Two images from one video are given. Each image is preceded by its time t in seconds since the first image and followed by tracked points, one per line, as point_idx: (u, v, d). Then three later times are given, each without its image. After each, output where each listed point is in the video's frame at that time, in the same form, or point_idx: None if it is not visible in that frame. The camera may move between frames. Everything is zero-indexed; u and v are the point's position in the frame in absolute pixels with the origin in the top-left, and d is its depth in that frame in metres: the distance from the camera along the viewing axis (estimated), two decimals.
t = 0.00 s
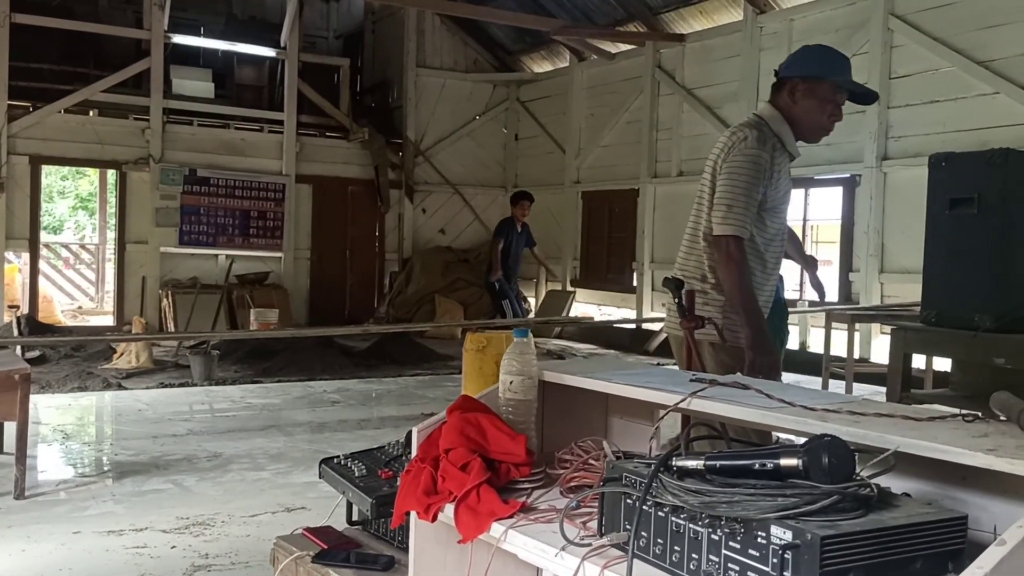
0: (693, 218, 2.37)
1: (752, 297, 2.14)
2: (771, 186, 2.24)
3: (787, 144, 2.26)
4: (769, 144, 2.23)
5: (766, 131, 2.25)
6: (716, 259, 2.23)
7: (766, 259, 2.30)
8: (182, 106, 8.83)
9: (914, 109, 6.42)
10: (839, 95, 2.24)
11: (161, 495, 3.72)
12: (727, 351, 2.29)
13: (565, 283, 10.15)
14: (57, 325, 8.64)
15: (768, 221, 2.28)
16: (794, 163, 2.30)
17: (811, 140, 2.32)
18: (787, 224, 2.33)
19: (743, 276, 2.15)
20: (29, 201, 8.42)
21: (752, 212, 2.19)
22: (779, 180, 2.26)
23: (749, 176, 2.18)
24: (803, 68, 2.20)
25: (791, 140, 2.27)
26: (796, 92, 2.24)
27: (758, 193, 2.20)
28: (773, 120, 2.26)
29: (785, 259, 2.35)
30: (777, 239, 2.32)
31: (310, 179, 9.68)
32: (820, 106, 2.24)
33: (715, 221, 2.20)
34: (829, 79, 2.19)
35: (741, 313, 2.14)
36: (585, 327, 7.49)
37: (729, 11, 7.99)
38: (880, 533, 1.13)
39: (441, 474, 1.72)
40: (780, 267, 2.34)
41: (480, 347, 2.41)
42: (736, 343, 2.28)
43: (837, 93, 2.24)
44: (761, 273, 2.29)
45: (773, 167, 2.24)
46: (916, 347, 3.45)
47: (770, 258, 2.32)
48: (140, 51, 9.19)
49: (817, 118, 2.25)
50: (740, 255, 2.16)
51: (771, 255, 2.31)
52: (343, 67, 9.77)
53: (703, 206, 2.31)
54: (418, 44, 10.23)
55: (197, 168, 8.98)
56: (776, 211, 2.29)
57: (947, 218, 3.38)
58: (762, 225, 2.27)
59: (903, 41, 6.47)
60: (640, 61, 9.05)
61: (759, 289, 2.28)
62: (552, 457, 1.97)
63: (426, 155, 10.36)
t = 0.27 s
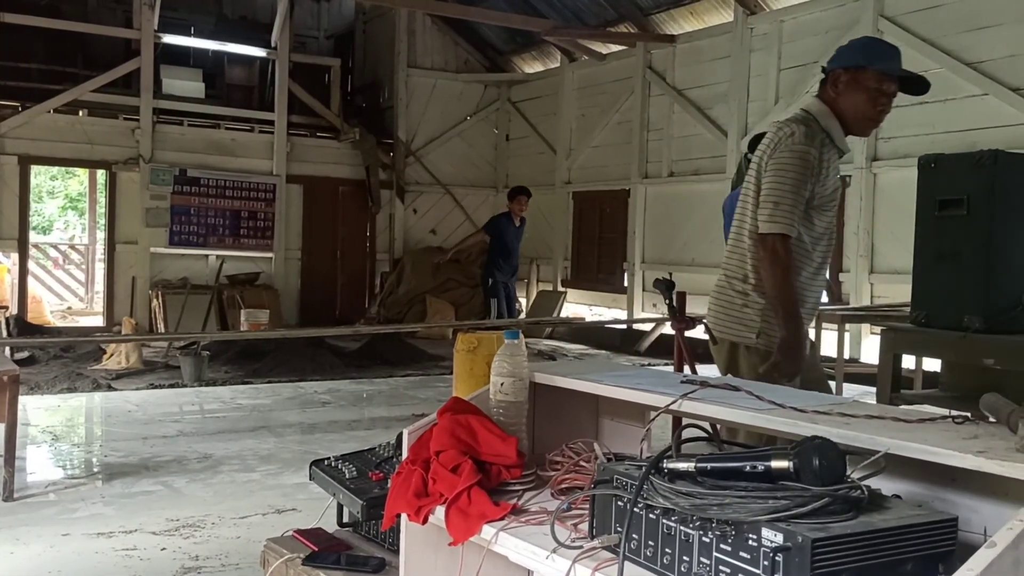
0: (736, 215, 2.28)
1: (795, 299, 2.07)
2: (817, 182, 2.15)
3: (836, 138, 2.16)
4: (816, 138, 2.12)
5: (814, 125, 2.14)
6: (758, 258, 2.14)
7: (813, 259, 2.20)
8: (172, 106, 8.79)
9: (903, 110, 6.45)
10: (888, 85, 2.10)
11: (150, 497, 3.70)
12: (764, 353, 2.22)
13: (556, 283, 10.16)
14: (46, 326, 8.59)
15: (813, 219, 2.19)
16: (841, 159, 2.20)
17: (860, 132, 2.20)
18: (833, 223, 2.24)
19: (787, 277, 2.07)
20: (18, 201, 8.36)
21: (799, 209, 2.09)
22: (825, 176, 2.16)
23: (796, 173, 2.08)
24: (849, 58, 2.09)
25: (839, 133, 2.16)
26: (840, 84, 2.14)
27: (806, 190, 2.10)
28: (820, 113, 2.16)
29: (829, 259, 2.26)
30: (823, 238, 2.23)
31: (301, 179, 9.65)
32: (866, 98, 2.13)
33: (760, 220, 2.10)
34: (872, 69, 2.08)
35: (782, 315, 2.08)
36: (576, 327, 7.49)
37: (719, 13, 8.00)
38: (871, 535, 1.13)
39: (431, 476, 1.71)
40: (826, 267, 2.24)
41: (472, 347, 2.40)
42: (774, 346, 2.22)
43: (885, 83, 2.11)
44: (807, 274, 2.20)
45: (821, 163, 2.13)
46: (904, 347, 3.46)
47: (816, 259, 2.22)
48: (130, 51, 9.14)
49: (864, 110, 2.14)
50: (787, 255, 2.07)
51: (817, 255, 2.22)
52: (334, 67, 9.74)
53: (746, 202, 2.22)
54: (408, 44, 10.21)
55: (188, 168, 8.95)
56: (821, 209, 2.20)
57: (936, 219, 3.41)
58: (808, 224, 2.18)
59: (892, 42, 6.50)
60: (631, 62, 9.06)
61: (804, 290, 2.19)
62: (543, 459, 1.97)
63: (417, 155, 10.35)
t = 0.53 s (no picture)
0: (798, 221, 2.38)
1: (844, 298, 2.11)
2: (869, 182, 2.20)
3: (890, 139, 2.22)
4: (867, 139, 2.20)
5: (865, 128, 2.21)
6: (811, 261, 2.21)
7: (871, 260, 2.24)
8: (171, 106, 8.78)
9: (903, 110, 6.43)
10: (943, 81, 2.15)
11: (148, 498, 3.69)
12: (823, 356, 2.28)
13: (555, 283, 10.14)
14: (44, 327, 8.57)
15: (870, 220, 2.24)
16: (897, 159, 2.25)
17: (919, 131, 2.25)
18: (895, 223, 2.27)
19: (834, 279, 2.12)
20: (16, 202, 8.35)
21: (848, 209, 2.15)
22: (879, 176, 2.21)
23: (842, 173, 2.15)
24: (900, 59, 2.17)
25: (895, 134, 2.23)
26: (893, 84, 2.21)
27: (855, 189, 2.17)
28: (874, 116, 2.23)
29: (894, 258, 2.28)
30: (883, 239, 2.26)
31: (299, 180, 9.63)
32: (921, 96, 2.18)
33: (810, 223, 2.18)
34: (924, 66, 2.14)
35: (832, 317, 2.11)
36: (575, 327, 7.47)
37: (718, 13, 7.99)
38: (873, 539, 1.11)
39: (430, 479, 1.70)
40: (888, 269, 2.26)
41: (470, 348, 2.40)
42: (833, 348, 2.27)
43: (941, 79, 2.15)
44: (864, 275, 2.23)
45: (872, 163, 2.19)
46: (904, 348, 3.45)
47: (876, 260, 2.25)
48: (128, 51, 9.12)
49: (919, 108, 2.19)
50: (835, 256, 2.13)
51: (877, 256, 2.25)
52: (332, 67, 9.72)
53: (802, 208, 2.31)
54: (407, 44, 10.19)
55: (186, 169, 8.93)
56: (878, 208, 2.24)
57: (937, 220, 3.41)
58: (862, 224, 2.23)
59: (891, 42, 6.49)
60: (630, 62, 9.05)
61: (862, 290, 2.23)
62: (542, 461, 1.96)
63: (415, 155, 10.34)
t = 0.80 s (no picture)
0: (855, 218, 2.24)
1: (901, 291, 1.95)
2: (927, 172, 2.05)
3: (949, 128, 2.06)
4: (922, 129, 2.04)
5: (920, 118, 2.07)
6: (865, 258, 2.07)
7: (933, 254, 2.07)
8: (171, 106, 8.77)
9: (904, 109, 6.42)
10: (1004, 68, 1.98)
11: (148, 498, 3.68)
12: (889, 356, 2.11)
13: (555, 283, 10.13)
14: (44, 326, 8.56)
15: (931, 212, 2.07)
16: (959, 148, 2.08)
17: (980, 121, 2.09)
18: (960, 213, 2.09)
19: (889, 270, 1.97)
20: (16, 202, 8.34)
21: (903, 201, 2.01)
22: (937, 165, 2.06)
23: (894, 164, 2.01)
24: (957, 46, 2.03)
25: (955, 123, 2.06)
26: (952, 74, 2.06)
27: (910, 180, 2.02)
28: (933, 107, 2.08)
29: (960, 249, 2.10)
30: (948, 231, 2.08)
31: (299, 179, 9.62)
32: (981, 84, 2.02)
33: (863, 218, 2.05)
34: (982, 53, 1.98)
35: (889, 309, 1.96)
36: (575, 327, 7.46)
37: (718, 12, 7.99)
38: (880, 537, 1.11)
39: (431, 477, 1.69)
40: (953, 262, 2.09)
41: (471, 347, 2.38)
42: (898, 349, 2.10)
43: (1001, 65, 1.99)
44: (926, 270, 2.07)
45: (928, 152, 2.04)
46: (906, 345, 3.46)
47: (939, 253, 2.08)
48: (128, 50, 9.11)
49: (980, 98, 2.04)
50: (889, 249, 1.99)
51: (939, 249, 2.08)
52: (332, 66, 9.71)
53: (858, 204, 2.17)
54: (407, 43, 10.18)
55: (186, 168, 8.91)
56: (940, 197, 2.07)
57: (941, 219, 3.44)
58: (921, 217, 2.07)
59: (892, 42, 6.48)
60: (630, 61, 9.04)
61: (923, 286, 2.06)
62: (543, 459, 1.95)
63: (415, 155, 10.33)
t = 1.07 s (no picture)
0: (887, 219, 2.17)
1: (943, 295, 1.89)
2: (965, 175, 1.99)
3: (989, 131, 1.99)
4: (962, 131, 1.98)
5: (959, 120, 2.00)
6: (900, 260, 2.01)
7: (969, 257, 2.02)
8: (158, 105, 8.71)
9: (891, 110, 6.44)
10: None
11: (134, 499, 3.65)
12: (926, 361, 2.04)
13: (544, 282, 10.12)
14: (29, 326, 8.49)
15: (967, 216, 2.02)
16: (998, 151, 2.03)
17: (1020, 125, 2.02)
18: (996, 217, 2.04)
19: (930, 273, 1.90)
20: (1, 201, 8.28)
21: (942, 203, 1.95)
22: (975, 168, 2.00)
23: (934, 166, 1.95)
24: (1004, 47, 1.93)
25: (995, 128, 2.00)
26: (995, 76, 1.97)
27: (949, 182, 1.95)
28: (973, 108, 2.01)
29: (996, 253, 2.06)
30: (983, 234, 2.03)
31: (287, 179, 9.58)
32: None
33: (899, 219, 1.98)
34: None
35: (930, 314, 1.88)
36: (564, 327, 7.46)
37: (707, 12, 8.00)
38: (864, 535, 1.10)
39: (417, 477, 1.68)
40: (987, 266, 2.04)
41: (459, 347, 2.38)
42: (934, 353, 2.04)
43: None
44: (962, 274, 2.01)
45: (967, 154, 1.98)
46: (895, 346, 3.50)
47: (975, 258, 2.03)
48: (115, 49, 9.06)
49: None
50: (930, 253, 1.92)
51: (975, 253, 2.03)
52: (321, 66, 9.67)
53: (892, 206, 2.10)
54: (396, 43, 10.16)
55: (173, 168, 8.87)
56: (979, 201, 2.02)
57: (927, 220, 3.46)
58: (957, 220, 2.01)
59: (880, 42, 6.50)
60: (620, 61, 9.04)
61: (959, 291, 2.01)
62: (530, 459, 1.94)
63: (404, 154, 10.30)
